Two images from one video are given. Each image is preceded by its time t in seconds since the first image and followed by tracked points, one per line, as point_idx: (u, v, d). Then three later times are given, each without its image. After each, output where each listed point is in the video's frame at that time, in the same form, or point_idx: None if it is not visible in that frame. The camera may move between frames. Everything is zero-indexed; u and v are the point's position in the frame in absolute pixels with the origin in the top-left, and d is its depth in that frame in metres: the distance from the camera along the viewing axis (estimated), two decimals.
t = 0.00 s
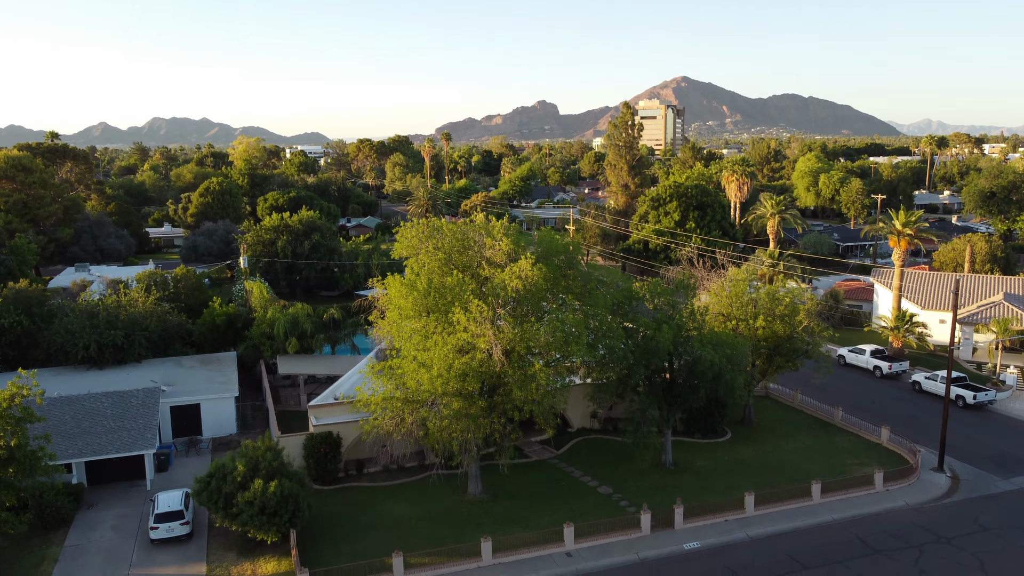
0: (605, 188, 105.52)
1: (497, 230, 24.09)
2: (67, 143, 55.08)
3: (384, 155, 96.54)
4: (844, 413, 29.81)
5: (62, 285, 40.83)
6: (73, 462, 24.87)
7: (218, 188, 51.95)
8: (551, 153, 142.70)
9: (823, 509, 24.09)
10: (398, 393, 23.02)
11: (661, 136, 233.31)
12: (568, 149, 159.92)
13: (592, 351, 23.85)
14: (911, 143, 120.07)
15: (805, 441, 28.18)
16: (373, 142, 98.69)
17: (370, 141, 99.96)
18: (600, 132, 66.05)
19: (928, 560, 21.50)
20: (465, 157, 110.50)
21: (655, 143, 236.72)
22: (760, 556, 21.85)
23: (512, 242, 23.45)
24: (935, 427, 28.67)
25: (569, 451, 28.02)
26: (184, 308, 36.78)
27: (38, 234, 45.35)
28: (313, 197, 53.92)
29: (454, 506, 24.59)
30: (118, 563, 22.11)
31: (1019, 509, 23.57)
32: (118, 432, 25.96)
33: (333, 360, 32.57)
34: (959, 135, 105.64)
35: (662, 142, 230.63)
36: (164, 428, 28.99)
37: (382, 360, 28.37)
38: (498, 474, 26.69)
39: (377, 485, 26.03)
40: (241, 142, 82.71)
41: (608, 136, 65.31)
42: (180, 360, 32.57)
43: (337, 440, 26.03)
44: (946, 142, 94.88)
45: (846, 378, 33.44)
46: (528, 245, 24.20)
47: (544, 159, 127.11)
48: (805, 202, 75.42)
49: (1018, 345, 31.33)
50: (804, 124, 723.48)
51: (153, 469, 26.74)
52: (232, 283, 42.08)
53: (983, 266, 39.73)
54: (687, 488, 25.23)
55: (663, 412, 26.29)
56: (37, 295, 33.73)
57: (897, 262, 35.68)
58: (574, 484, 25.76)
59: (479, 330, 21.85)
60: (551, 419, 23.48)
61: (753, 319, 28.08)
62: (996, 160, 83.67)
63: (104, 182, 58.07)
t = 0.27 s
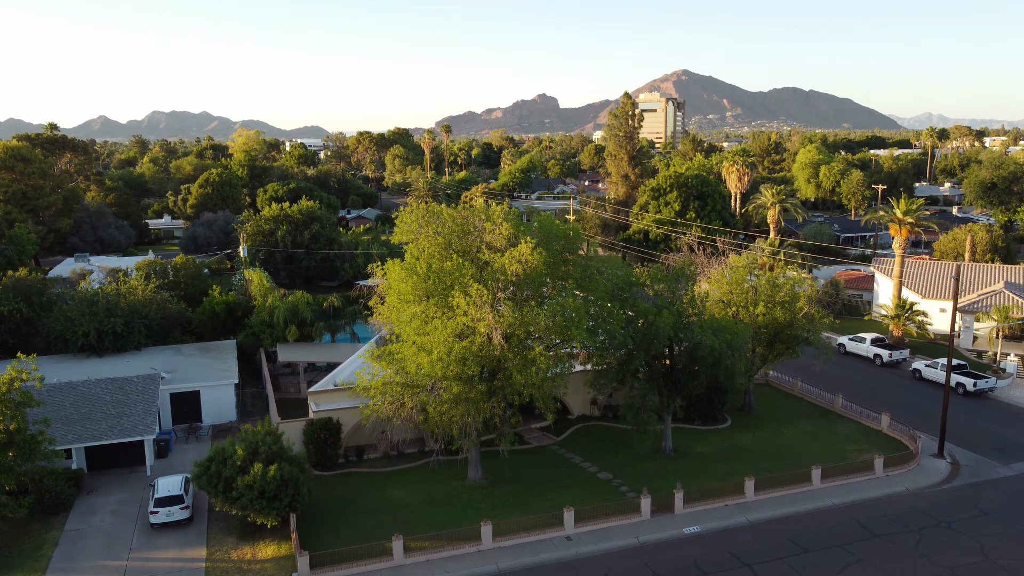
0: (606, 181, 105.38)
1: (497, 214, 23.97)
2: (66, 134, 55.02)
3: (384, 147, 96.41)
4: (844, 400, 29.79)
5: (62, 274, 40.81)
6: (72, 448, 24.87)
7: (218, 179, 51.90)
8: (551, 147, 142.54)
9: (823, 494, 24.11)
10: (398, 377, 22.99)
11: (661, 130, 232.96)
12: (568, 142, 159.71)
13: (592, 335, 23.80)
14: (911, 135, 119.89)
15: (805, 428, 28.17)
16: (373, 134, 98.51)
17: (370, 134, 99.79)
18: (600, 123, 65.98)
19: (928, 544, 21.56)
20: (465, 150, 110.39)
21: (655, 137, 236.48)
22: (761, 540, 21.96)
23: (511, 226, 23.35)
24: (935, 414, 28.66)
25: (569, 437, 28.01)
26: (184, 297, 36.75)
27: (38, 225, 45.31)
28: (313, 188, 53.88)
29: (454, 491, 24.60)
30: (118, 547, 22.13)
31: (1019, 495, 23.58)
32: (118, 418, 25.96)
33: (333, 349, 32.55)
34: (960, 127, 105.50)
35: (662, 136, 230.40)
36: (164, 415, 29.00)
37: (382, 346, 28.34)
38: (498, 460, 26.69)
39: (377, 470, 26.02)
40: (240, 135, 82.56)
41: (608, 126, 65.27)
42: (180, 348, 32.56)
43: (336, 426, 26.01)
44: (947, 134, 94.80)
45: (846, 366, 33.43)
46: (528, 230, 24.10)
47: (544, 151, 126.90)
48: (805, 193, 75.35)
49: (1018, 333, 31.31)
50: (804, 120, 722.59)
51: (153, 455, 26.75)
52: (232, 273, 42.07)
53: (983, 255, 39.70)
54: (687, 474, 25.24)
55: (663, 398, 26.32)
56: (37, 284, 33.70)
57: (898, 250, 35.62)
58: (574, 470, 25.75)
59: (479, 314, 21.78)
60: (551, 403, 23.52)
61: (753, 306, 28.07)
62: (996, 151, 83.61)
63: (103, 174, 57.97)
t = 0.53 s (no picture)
0: (606, 173, 105.20)
1: (497, 199, 23.91)
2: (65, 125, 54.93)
3: (384, 140, 96.29)
4: (844, 387, 29.76)
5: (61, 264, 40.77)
6: (72, 433, 24.87)
7: (217, 170, 51.83)
8: (551, 140, 142.39)
9: (823, 479, 24.13)
10: (398, 361, 22.98)
11: (662, 124, 232.60)
12: (568, 136, 159.53)
13: (592, 320, 23.78)
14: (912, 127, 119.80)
15: (805, 414, 28.16)
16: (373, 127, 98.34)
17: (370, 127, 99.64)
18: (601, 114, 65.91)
19: (928, 529, 21.62)
20: (465, 143, 110.31)
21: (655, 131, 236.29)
22: (761, 524, 22.05)
23: (511, 210, 23.30)
24: (935, 401, 28.66)
25: (569, 424, 27.99)
26: (183, 286, 36.70)
27: (37, 215, 45.25)
28: (313, 179, 53.82)
29: (454, 476, 24.61)
30: (119, 531, 22.13)
31: (1019, 480, 23.58)
32: (118, 404, 25.95)
33: (333, 336, 32.51)
34: (961, 119, 105.39)
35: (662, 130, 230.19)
36: (164, 402, 28.99)
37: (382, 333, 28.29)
38: (498, 446, 26.69)
39: (377, 456, 25.98)
40: (240, 127, 82.67)
41: (608, 117, 65.20)
42: (180, 336, 32.53)
43: (336, 412, 25.98)
44: (948, 126, 94.70)
45: (847, 355, 33.41)
46: (527, 215, 24.04)
47: (544, 144, 126.66)
48: (806, 185, 75.30)
49: (1018, 320, 31.29)
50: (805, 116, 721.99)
51: (153, 441, 26.74)
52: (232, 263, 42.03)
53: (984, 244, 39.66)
54: (687, 459, 25.24)
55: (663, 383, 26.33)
56: (36, 272, 33.66)
57: (899, 239, 35.56)
58: (575, 456, 25.72)
59: (478, 298, 21.74)
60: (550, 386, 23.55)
61: (754, 292, 28.06)
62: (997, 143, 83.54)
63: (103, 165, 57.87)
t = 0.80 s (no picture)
0: (606, 165, 105.19)
1: (497, 184, 23.84)
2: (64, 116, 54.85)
3: (384, 132, 96.19)
4: (844, 375, 29.74)
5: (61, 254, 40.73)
6: (71, 419, 24.85)
7: (217, 161, 51.75)
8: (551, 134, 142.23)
9: (823, 465, 24.12)
10: (398, 346, 22.95)
11: (662, 119, 232.50)
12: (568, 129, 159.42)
13: (592, 305, 23.74)
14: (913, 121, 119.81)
15: (805, 401, 28.14)
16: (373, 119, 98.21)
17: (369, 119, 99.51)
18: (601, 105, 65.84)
19: (928, 513, 21.67)
20: (465, 135, 110.25)
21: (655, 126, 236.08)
22: (761, 509, 22.07)
23: (512, 195, 23.22)
24: (935, 388, 28.66)
25: (569, 411, 27.96)
26: (183, 274, 36.66)
27: (36, 205, 45.18)
28: (313, 171, 53.77)
29: (454, 461, 24.59)
30: (118, 515, 22.12)
31: (1019, 465, 23.57)
32: (117, 390, 25.93)
33: (333, 324, 32.47)
34: (961, 112, 105.39)
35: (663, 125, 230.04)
36: (164, 389, 28.97)
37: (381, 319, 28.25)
38: (498, 432, 26.68)
39: (377, 442, 25.97)
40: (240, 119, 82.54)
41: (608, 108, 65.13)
42: (179, 324, 32.50)
43: (336, 398, 25.95)
44: (948, 119, 94.66)
45: (847, 343, 33.38)
46: (528, 200, 23.97)
47: (544, 137, 126.62)
48: (806, 177, 75.29)
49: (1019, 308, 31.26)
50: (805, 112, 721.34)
51: (153, 427, 26.72)
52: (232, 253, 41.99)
53: (985, 234, 39.65)
54: (687, 445, 25.23)
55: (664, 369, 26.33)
56: (35, 260, 33.61)
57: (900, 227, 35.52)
58: (575, 442, 25.71)
59: (478, 283, 21.69)
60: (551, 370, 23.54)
61: (754, 279, 28.04)
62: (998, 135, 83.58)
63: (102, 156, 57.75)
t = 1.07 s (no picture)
0: (606, 158, 105.06)
1: (497, 168, 23.71)
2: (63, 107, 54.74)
3: (384, 125, 96.06)
4: (845, 362, 29.68)
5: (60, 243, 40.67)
6: (71, 404, 24.82)
7: (216, 152, 51.66)
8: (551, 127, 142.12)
9: (823, 450, 24.09)
10: (398, 331, 22.89)
11: (662, 113, 232.32)
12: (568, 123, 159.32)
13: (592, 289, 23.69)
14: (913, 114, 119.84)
15: (805, 388, 28.10)
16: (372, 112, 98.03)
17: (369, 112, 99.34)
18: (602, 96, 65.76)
19: (928, 497, 21.67)
20: (465, 128, 110.12)
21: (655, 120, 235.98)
22: (761, 493, 22.07)
23: (512, 179, 23.10)
24: (935, 375, 28.62)
25: (569, 397, 27.93)
26: (183, 263, 36.61)
27: (35, 196, 45.09)
28: (313, 162, 53.70)
29: (453, 447, 24.56)
30: (118, 499, 22.08)
31: (1020, 451, 23.53)
32: (116, 376, 25.90)
33: (333, 312, 32.40)
34: (962, 105, 105.40)
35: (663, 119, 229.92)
36: (163, 376, 28.93)
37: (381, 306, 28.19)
38: (498, 418, 26.64)
39: (377, 428, 25.94)
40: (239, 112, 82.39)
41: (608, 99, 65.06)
42: (179, 312, 32.45)
43: (336, 384, 25.88)
44: (949, 112, 94.66)
45: (848, 331, 33.33)
46: (527, 185, 23.83)
47: (544, 130, 126.49)
48: (807, 169, 75.29)
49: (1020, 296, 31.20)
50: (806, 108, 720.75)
51: (152, 413, 26.69)
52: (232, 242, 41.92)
53: (986, 223, 39.58)
54: (687, 431, 25.20)
55: (664, 355, 26.31)
56: (34, 248, 33.54)
57: (901, 216, 35.41)
58: (575, 428, 25.68)
59: (477, 267, 21.61)
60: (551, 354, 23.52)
61: (755, 266, 27.99)
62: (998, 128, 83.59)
63: (101, 148, 57.68)
